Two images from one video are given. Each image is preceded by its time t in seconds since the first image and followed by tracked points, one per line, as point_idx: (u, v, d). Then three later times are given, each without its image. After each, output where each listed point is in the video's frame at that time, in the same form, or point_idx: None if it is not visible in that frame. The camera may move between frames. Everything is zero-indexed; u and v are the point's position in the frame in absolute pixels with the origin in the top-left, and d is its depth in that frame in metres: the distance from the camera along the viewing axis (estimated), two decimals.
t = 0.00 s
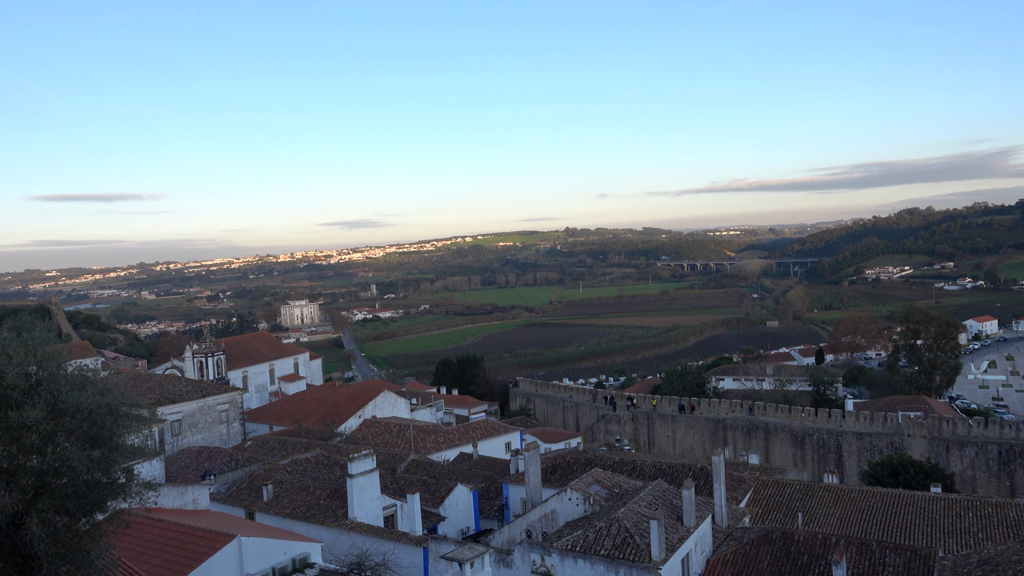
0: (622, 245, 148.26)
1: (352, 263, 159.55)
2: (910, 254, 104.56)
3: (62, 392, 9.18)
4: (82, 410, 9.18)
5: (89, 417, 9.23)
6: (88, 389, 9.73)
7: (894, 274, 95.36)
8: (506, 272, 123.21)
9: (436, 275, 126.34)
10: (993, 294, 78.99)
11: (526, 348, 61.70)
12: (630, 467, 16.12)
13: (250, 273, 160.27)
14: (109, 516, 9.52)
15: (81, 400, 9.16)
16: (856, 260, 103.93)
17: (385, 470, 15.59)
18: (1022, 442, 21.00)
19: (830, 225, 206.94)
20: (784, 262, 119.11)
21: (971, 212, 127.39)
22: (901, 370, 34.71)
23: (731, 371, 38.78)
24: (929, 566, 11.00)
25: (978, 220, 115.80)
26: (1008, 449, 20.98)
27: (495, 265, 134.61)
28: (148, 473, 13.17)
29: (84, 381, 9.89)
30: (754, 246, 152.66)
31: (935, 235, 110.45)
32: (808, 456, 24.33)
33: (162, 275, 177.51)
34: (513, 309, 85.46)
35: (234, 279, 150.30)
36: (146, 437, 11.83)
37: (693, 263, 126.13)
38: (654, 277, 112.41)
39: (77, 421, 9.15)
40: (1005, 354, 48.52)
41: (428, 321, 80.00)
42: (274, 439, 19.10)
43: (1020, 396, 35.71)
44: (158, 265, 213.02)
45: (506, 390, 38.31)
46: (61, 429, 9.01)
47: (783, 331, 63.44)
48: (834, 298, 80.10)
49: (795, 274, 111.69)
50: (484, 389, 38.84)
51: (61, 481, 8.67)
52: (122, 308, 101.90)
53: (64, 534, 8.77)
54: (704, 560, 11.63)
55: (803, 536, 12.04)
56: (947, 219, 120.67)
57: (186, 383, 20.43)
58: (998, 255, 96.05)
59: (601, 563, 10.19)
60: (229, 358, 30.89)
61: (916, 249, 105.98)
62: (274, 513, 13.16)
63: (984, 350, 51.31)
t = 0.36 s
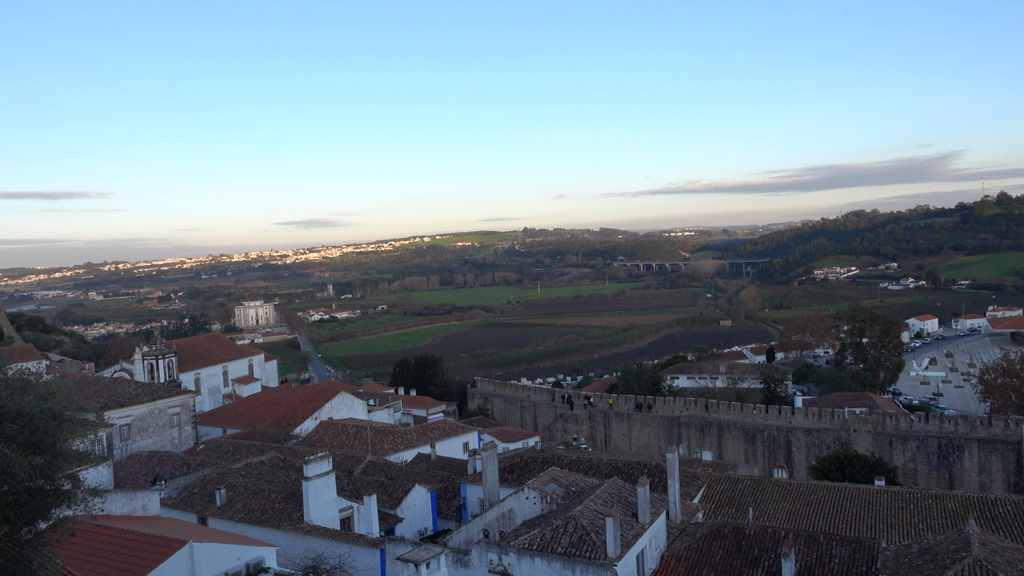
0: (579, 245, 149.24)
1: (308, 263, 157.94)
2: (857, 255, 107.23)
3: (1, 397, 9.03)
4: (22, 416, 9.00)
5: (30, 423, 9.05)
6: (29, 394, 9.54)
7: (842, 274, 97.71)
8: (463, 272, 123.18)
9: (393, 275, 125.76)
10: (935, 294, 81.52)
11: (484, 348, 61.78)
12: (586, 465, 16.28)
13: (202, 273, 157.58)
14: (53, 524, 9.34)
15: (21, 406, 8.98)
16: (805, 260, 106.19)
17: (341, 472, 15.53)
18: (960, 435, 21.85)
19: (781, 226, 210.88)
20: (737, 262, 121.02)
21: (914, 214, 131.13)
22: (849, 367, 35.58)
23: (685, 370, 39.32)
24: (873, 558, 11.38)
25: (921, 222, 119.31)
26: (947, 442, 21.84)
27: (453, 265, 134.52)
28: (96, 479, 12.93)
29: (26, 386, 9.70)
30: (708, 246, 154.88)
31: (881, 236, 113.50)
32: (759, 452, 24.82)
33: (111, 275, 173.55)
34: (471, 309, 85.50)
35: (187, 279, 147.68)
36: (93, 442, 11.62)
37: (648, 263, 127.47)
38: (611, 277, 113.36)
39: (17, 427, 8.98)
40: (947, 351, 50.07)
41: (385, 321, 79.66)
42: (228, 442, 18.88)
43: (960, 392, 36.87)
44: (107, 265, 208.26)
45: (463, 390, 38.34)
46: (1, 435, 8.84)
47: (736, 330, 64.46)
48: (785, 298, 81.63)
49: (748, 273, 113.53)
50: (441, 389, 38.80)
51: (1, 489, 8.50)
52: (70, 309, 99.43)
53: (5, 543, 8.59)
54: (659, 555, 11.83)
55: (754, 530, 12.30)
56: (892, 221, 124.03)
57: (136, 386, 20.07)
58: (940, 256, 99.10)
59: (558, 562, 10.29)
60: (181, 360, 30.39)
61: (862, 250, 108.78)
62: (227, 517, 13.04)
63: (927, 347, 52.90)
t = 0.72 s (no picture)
0: (535, 244, 149.73)
1: (260, 261, 155.63)
2: (806, 254, 109.51)
3: None
4: None
5: None
6: None
7: (792, 272, 99.65)
8: (418, 270, 122.61)
9: (347, 273, 124.63)
10: (881, 291, 83.58)
11: (438, 346, 61.59)
12: (541, 463, 16.32)
13: (150, 271, 154.11)
14: None
15: None
16: (756, 258, 108.03)
17: (293, 473, 15.33)
18: (903, 428, 22.54)
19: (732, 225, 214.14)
20: (690, 260, 122.54)
21: (860, 213, 134.35)
22: (797, 363, 36.27)
23: (639, 366, 39.69)
24: (820, 548, 11.65)
25: (867, 221, 122.32)
26: (890, 436, 22.52)
27: (408, 263, 133.79)
28: (35, 484, 12.56)
29: None
30: (661, 244, 156.58)
31: (828, 235, 116.08)
32: (711, 447, 25.17)
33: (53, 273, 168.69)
34: (426, 307, 85.16)
35: (133, 278, 144.33)
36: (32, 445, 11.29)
37: (603, 261, 128.37)
38: (566, 275, 113.88)
39: None
40: (891, 346, 51.42)
41: (339, 319, 78.94)
42: (175, 443, 18.53)
43: (904, 386, 37.88)
44: (50, 263, 202.48)
45: (418, 388, 38.19)
46: None
47: (688, 328, 65.29)
48: (736, 295, 82.90)
49: (701, 271, 115.04)
50: (395, 388, 38.60)
51: None
52: (10, 309, 96.40)
53: None
54: (611, 551, 11.92)
55: (705, 524, 12.45)
56: (839, 221, 126.95)
57: (78, 387, 19.57)
58: (885, 254, 101.77)
59: (511, 559, 10.30)
60: (126, 360, 29.71)
61: (811, 248, 111.19)
62: (174, 520, 12.77)
63: (873, 343, 54.25)
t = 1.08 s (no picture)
0: (489, 239, 149.64)
1: (208, 255, 152.68)
2: (756, 250, 111.38)
3: None
4: None
5: None
6: None
7: (742, 269, 101.29)
8: (372, 265, 121.56)
9: (298, 268, 122.96)
10: (829, 287, 85.37)
11: (392, 342, 61.12)
12: (495, 459, 16.22)
13: (93, 265, 150.05)
14: None
15: None
16: (708, 255, 109.42)
17: (241, 472, 15.01)
18: (849, 421, 23.05)
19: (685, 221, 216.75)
20: (644, 256, 123.63)
21: (808, 212, 137.11)
22: (747, 358, 36.82)
23: (594, 362, 39.87)
24: (768, 539, 11.80)
25: (814, 219, 124.90)
26: (837, 428, 23.01)
27: (361, 258, 132.62)
28: None
29: None
30: (615, 241, 157.78)
31: (778, 232, 118.23)
32: (664, 441, 25.40)
33: None
34: (379, 302, 84.48)
35: (75, 272, 140.35)
36: None
37: (558, 257, 128.80)
38: (521, 271, 114.02)
39: None
40: (837, 341, 52.57)
41: (290, 315, 77.78)
42: (117, 443, 18.02)
43: (850, 380, 38.74)
44: None
45: (371, 384, 37.86)
46: None
47: (642, 323, 65.85)
48: (689, 291, 83.91)
49: (654, 267, 116.14)
50: (348, 384, 38.21)
51: None
52: None
53: None
54: (565, 547, 11.89)
55: (658, 517, 12.50)
56: (788, 218, 129.38)
57: (13, 386, 18.90)
58: (832, 251, 104.07)
59: (465, 556, 10.19)
60: (65, 358, 28.84)
61: (761, 245, 113.05)
62: (114, 523, 12.38)
63: (820, 338, 55.34)
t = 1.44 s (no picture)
0: (445, 233, 148.99)
1: (156, 250, 149.37)
2: (711, 245, 112.65)
3: None
4: None
5: None
6: None
7: (697, 264, 102.38)
8: (325, 259, 120.18)
9: (249, 262, 121.03)
10: (781, 281, 86.73)
11: (345, 337, 60.54)
12: (448, 454, 16.13)
13: (34, 259, 145.77)
14: None
15: None
16: (664, 249, 110.26)
17: (190, 469, 14.70)
18: (802, 414, 23.42)
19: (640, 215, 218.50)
20: (600, 251, 124.28)
21: (762, 207, 139.02)
22: (702, 352, 37.22)
23: (548, 356, 39.95)
24: (721, 532, 11.91)
25: (768, 215, 126.74)
26: (790, 421, 23.35)
27: (314, 252, 131.06)
28: None
29: None
30: (571, 235, 158.46)
31: (732, 227, 119.68)
32: (619, 435, 25.56)
33: None
34: (333, 297, 83.58)
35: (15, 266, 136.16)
36: None
37: (514, 251, 128.88)
38: (476, 265, 113.76)
39: None
40: (791, 335, 53.40)
41: (241, 310, 76.47)
42: (59, 440, 17.54)
43: (802, 373, 39.38)
44: None
45: (323, 380, 37.47)
46: None
47: (597, 318, 66.17)
48: (643, 286, 84.53)
49: (610, 262, 116.86)
50: (300, 379, 37.77)
51: None
52: None
53: None
54: (518, 541, 11.86)
55: (611, 511, 12.54)
56: (742, 213, 131.08)
57: None
58: (785, 246, 105.75)
59: (417, 551, 10.10)
60: (4, 354, 28.00)
61: (716, 240, 114.31)
62: (57, 522, 12.04)
63: (774, 332, 56.14)
